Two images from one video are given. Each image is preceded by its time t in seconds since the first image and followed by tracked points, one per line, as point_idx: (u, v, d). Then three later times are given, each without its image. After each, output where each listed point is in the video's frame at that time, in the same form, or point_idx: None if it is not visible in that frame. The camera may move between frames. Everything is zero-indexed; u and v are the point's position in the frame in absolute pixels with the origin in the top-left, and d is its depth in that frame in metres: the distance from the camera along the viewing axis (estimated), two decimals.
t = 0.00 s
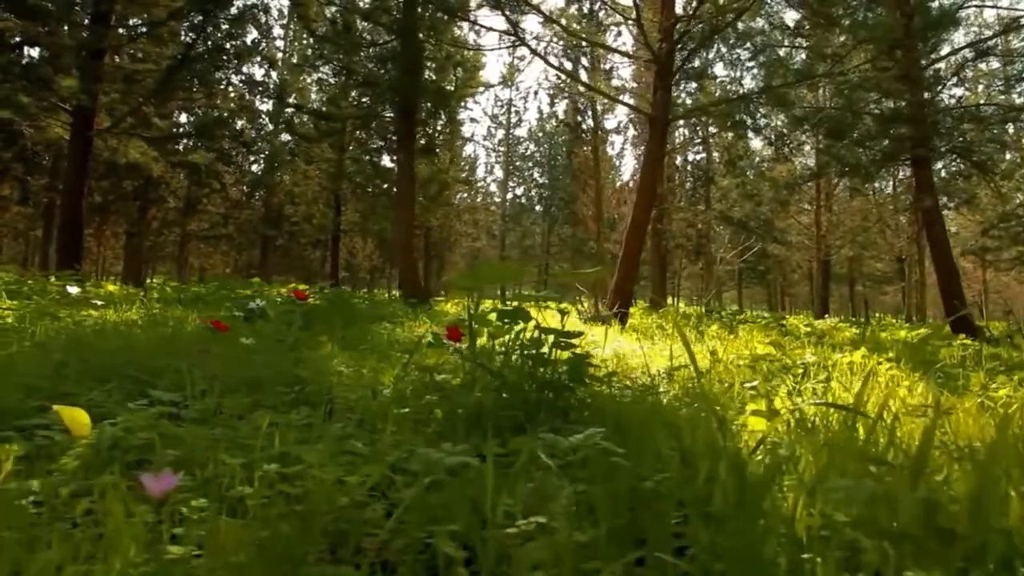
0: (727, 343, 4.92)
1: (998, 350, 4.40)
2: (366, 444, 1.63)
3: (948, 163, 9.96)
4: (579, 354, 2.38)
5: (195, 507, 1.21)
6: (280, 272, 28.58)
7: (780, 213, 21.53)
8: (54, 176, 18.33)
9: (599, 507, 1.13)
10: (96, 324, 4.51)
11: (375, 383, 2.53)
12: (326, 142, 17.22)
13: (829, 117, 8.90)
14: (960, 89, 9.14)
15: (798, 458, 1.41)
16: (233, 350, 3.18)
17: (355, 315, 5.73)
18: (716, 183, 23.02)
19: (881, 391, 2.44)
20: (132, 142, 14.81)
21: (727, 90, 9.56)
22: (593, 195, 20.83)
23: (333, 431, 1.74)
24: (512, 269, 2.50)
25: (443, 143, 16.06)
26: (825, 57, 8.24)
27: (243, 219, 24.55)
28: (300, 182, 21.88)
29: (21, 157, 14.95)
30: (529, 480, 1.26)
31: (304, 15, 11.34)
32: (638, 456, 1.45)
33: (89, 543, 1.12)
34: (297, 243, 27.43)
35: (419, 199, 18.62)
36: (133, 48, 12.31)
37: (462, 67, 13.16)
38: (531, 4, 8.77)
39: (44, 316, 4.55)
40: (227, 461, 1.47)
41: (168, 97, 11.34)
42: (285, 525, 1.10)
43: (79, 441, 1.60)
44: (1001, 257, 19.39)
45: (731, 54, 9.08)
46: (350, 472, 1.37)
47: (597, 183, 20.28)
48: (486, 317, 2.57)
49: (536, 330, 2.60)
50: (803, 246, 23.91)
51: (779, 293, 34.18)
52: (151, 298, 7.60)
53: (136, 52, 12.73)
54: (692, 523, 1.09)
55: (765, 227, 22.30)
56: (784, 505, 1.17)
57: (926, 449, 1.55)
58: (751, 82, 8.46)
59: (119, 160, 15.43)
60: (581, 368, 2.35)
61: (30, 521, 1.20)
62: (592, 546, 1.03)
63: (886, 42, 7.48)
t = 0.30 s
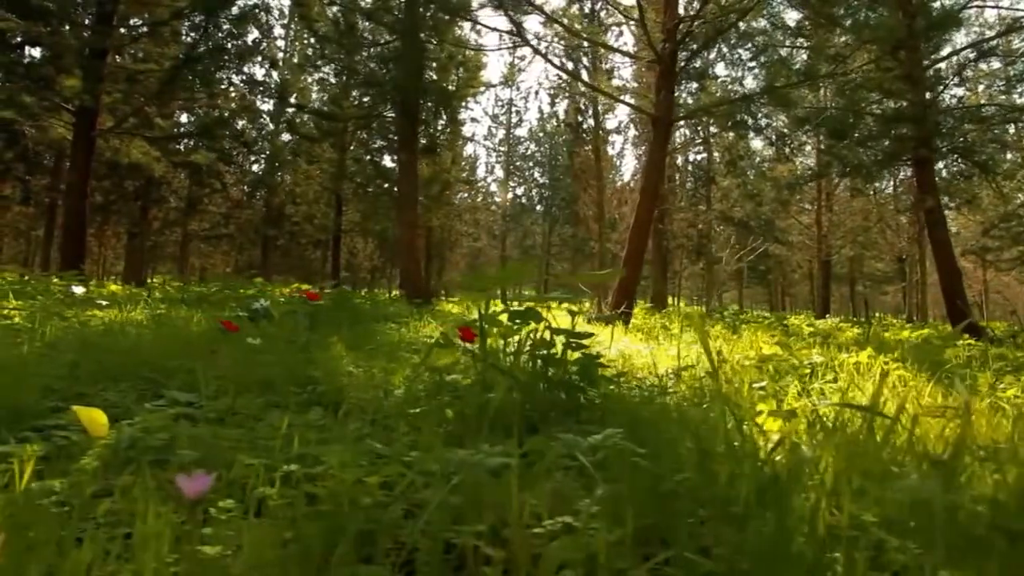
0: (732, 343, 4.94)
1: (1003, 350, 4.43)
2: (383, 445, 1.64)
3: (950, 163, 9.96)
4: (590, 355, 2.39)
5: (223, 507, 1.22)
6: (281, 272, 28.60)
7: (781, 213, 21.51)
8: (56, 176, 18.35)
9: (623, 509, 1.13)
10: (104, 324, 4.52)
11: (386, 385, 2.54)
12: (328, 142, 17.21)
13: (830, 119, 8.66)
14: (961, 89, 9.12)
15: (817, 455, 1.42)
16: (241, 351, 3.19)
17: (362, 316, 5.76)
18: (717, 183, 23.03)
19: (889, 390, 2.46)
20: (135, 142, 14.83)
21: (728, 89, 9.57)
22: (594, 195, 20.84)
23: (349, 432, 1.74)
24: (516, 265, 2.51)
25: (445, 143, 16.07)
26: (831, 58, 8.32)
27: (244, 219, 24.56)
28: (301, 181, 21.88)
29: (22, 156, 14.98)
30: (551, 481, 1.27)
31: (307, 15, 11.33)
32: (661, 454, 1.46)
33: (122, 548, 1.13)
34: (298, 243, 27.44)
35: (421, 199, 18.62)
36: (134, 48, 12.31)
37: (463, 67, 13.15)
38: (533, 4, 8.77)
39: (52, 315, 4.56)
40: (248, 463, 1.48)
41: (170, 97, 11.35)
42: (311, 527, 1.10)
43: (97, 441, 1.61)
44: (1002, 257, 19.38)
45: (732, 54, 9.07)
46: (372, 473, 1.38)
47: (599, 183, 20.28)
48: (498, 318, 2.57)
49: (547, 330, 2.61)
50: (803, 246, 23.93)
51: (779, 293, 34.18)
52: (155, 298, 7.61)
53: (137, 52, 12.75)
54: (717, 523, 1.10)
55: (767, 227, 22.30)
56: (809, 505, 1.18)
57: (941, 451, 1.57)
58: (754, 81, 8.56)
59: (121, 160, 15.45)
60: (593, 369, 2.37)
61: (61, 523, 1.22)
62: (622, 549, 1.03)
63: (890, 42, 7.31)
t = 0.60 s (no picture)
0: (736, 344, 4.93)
1: (1009, 352, 4.44)
2: (400, 445, 1.64)
3: (951, 163, 9.98)
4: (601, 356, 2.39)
5: (248, 508, 1.23)
6: (282, 272, 28.60)
7: (782, 213, 21.49)
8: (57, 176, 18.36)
9: (647, 512, 1.14)
10: (110, 324, 4.53)
11: (396, 385, 2.55)
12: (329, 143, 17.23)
13: (831, 119, 8.64)
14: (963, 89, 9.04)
15: (834, 454, 1.44)
16: (249, 351, 3.18)
17: (366, 317, 5.77)
18: (718, 183, 23.04)
19: (899, 391, 2.48)
20: (136, 142, 14.83)
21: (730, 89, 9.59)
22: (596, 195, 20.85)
23: (364, 432, 1.75)
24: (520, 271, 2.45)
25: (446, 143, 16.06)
26: (834, 60, 8.36)
27: (245, 218, 24.58)
28: (301, 181, 21.89)
29: (24, 156, 14.98)
30: (573, 481, 1.28)
31: (308, 15, 11.28)
32: (680, 453, 1.47)
33: (150, 551, 1.14)
34: (299, 243, 27.45)
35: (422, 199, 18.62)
36: (136, 48, 12.33)
37: (464, 67, 13.14)
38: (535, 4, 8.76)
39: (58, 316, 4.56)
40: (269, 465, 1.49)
41: (172, 97, 11.35)
42: (338, 529, 1.11)
43: (115, 441, 1.62)
44: (1003, 257, 19.38)
45: (733, 54, 9.10)
46: (393, 474, 1.39)
47: (600, 183, 20.28)
48: (508, 320, 2.56)
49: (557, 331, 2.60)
50: (804, 247, 23.90)
51: (780, 294, 34.17)
52: (159, 298, 7.61)
53: (139, 52, 12.76)
54: (742, 524, 1.11)
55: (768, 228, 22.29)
56: (831, 505, 1.19)
57: (955, 451, 1.58)
58: (755, 80, 8.92)
59: (123, 160, 15.46)
60: (603, 370, 2.38)
61: (87, 524, 1.23)
62: (647, 552, 1.04)
63: (895, 44, 7.21)
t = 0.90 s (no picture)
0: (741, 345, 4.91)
1: (1015, 352, 4.44)
2: (416, 446, 1.66)
3: (952, 163, 9.99)
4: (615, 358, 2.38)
5: (276, 509, 1.24)
6: (283, 272, 28.62)
7: (783, 213, 21.50)
8: (58, 176, 18.36)
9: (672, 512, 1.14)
10: (118, 325, 4.54)
11: (407, 386, 2.56)
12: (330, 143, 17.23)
13: (833, 118, 8.61)
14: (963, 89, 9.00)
15: (854, 453, 1.45)
16: (258, 352, 3.19)
17: (372, 318, 5.80)
18: (718, 183, 23.04)
19: (907, 392, 2.49)
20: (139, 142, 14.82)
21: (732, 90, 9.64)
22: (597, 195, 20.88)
23: (381, 432, 1.76)
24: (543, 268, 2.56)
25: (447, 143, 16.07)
26: (837, 60, 8.42)
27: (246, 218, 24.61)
28: (302, 181, 21.90)
29: (26, 156, 14.98)
30: (596, 482, 1.29)
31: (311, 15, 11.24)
32: (700, 452, 1.48)
33: (177, 547, 1.15)
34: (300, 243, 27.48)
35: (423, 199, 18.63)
36: (138, 48, 12.34)
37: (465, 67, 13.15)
38: (537, 5, 8.76)
39: (66, 316, 4.58)
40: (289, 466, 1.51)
41: (174, 97, 11.36)
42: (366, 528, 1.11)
43: (135, 442, 1.63)
44: (1004, 257, 19.37)
45: (734, 54, 9.10)
46: (415, 476, 1.40)
47: (601, 183, 20.29)
48: (521, 320, 2.58)
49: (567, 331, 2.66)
50: (805, 247, 23.90)
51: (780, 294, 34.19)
52: (163, 298, 7.63)
53: (140, 52, 12.78)
54: (768, 520, 1.12)
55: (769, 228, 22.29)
56: (851, 504, 1.21)
57: (968, 452, 1.59)
58: (757, 80, 8.88)
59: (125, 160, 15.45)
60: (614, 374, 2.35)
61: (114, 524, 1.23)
62: (673, 552, 1.05)
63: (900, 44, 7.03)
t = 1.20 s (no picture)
0: (744, 345, 4.91)
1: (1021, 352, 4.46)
2: (432, 447, 1.67)
3: (954, 163, 10.01)
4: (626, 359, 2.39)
5: (302, 509, 1.25)
6: (283, 272, 28.64)
7: (784, 213, 21.51)
8: (59, 176, 18.37)
9: (694, 512, 1.16)
10: (125, 325, 4.56)
11: (417, 387, 2.58)
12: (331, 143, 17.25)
13: (834, 118, 8.59)
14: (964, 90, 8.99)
15: (871, 452, 1.47)
16: (267, 352, 3.20)
17: (376, 318, 5.83)
18: (719, 183, 23.06)
19: (916, 392, 2.50)
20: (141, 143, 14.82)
21: (733, 90, 9.68)
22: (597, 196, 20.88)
23: (396, 433, 1.77)
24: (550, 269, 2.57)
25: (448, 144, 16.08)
26: (841, 60, 8.44)
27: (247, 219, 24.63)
28: (303, 181, 21.92)
29: (27, 156, 14.99)
30: (617, 483, 1.29)
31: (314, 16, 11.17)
32: (718, 451, 1.49)
33: (204, 547, 1.16)
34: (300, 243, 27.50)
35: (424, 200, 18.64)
36: (140, 49, 12.36)
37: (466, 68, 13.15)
38: (539, 5, 8.76)
39: (73, 316, 4.60)
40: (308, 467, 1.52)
41: (176, 97, 11.36)
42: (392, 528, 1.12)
43: (154, 442, 1.64)
44: (1004, 257, 19.36)
45: (736, 55, 9.15)
46: (435, 476, 1.41)
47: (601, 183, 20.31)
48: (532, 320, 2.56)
49: (577, 333, 2.63)
50: (805, 247, 23.91)
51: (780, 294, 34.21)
52: (166, 298, 7.65)
53: (142, 53, 12.79)
54: (790, 519, 1.14)
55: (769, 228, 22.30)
56: (870, 503, 1.22)
57: (982, 453, 1.60)
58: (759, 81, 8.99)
59: (127, 160, 15.45)
60: (627, 375, 2.35)
61: (138, 523, 1.24)
62: (696, 552, 1.06)
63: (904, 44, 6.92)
